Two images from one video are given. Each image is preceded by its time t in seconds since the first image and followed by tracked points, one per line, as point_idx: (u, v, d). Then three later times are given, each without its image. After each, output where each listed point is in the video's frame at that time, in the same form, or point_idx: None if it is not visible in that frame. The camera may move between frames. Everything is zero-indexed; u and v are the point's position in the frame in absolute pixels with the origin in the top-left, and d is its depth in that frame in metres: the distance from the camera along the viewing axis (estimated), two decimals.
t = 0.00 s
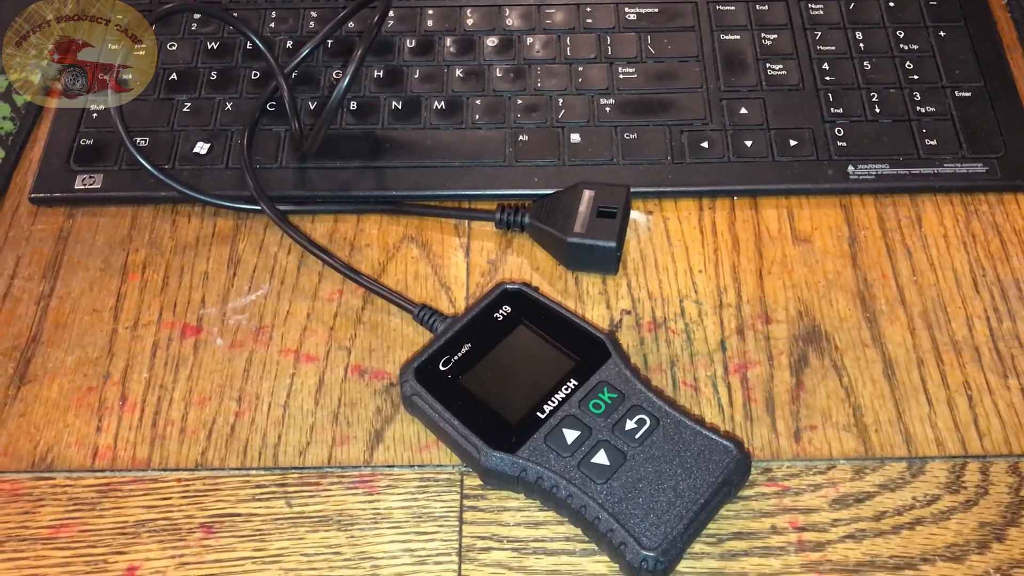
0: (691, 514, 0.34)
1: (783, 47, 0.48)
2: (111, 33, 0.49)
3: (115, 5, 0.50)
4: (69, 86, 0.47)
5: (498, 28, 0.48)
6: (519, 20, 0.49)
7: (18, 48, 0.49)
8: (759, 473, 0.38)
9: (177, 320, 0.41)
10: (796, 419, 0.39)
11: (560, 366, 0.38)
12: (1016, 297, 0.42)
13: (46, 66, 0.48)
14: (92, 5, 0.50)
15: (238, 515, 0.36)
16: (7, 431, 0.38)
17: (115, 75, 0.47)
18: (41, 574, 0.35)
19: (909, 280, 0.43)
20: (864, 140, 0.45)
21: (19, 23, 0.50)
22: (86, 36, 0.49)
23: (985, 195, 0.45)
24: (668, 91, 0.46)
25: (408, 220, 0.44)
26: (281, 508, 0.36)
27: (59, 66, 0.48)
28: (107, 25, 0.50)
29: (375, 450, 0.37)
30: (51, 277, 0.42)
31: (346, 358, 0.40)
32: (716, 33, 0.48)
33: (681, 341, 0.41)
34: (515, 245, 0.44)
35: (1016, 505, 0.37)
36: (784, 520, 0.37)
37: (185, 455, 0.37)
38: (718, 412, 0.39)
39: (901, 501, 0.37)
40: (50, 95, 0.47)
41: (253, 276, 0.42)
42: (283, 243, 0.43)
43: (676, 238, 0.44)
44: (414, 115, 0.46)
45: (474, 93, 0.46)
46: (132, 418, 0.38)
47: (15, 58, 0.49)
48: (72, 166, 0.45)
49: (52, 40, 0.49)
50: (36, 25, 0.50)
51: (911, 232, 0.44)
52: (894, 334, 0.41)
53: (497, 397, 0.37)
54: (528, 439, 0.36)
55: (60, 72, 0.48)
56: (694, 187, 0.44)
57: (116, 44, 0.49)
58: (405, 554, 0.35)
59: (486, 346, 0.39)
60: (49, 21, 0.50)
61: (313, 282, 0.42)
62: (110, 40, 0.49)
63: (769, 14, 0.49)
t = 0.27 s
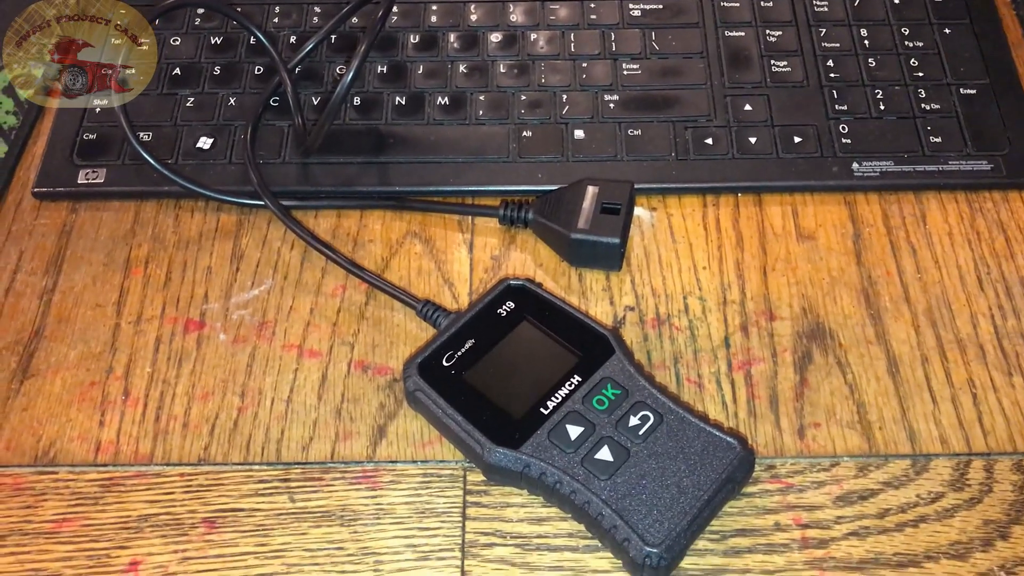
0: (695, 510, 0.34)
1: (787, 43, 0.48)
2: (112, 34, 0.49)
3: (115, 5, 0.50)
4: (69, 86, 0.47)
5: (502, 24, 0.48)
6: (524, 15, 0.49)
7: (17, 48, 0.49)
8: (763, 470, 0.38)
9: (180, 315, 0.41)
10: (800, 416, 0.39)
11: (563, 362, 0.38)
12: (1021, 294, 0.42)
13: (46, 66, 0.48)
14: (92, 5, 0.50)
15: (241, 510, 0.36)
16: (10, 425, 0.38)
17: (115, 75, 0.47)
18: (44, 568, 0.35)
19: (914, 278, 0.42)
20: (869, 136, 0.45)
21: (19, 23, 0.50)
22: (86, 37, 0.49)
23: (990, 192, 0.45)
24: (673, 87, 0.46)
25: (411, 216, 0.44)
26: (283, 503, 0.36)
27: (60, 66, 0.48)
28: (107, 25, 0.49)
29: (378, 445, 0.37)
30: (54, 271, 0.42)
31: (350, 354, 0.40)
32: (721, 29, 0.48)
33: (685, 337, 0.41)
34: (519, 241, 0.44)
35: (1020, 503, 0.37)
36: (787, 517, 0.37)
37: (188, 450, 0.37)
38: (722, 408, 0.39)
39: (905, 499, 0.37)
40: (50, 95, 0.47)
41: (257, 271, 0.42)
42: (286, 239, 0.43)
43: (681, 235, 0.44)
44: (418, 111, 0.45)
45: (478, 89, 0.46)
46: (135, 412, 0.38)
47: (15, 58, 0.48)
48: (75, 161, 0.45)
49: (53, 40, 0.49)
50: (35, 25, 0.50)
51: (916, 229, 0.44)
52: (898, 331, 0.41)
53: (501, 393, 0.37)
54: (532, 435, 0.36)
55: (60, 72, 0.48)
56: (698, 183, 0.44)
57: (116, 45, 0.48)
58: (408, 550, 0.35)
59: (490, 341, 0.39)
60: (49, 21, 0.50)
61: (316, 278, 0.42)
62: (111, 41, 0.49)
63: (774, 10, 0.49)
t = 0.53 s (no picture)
0: (699, 514, 0.33)
1: (792, 41, 0.47)
2: (111, 34, 0.48)
3: (115, 4, 0.49)
4: (69, 86, 0.47)
5: (504, 21, 0.48)
6: (526, 12, 0.48)
7: (17, 48, 0.48)
8: (767, 473, 0.37)
9: (179, 315, 0.41)
10: (804, 419, 0.38)
11: (565, 363, 0.38)
12: None
13: (45, 67, 0.48)
14: (92, 4, 0.49)
15: (239, 512, 0.35)
16: (6, 425, 0.38)
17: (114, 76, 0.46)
18: (40, 571, 0.34)
19: (920, 278, 0.42)
20: (874, 136, 0.44)
21: (18, 23, 0.49)
22: (86, 36, 0.48)
23: (996, 192, 0.44)
24: (676, 85, 0.46)
25: (412, 215, 0.44)
26: (282, 506, 0.36)
27: (59, 66, 0.47)
28: (107, 25, 0.49)
29: (378, 447, 0.37)
30: (51, 270, 0.42)
31: (349, 354, 0.39)
32: (725, 27, 0.48)
33: (688, 338, 0.41)
34: (520, 241, 0.43)
35: None
36: (792, 521, 0.36)
37: (186, 452, 0.37)
38: (725, 410, 0.39)
39: (911, 502, 0.36)
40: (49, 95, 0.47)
41: (256, 270, 0.42)
42: (286, 238, 0.43)
43: (684, 234, 0.43)
44: (419, 109, 0.45)
45: (479, 86, 0.46)
46: (133, 413, 0.38)
47: (15, 57, 0.48)
48: (73, 159, 0.44)
49: (52, 40, 0.48)
50: (35, 25, 0.49)
51: (922, 229, 0.43)
52: (904, 333, 0.41)
53: (502, 395, 0.37)
54: (533, 437, 0.35)
55: (60, 72, 0.47)
56: (702, 182, 0.44)
57: (116, 45, 0.48)
58: (408, 553, 0.34)
59: (491, 342, 0.38)
60: (49, 21, 0.49)
61: (316, 277, 0.42)
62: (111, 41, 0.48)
63: (778, 7, 0.48)
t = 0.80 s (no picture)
0: (702, 515, 0.34)
1: (795, 43, 0.47)
2: (112, 34, 0.48)
3: (115, 5, 0.49)
4: (69, 86, 0.47)
5: (507, 22, 0.48)
6: (529, 13, 0.48)
7: (18, 48, 0.48)
8: (770, 474, 0.37)
9: (183, 316, 0.41)
10: (807, 420, 0.38)
11: (569, 364, 0.38)
12: None
13: (46, 67, 0.48)
14: (92, 4, 0.49)
15: (244, 513, 0.36)
16: (11, 427, 0.38)
17: (114, 76, 0.46)
18: (45, 571, 0.34)
19: (923, 279, 0.42)
20: (877, 137, 0.44)
21: (19, 23, 0.49)
22: (86, 37, 0.49)
23: (999, 193, 0.44)
24: (679, 87, 0.46)
25: (415, 216, 0.44)
26: (287, 507, 0.36)
27: (59, 66, 0.48)
28: (107, 25, 0.49)
29: (382, 448, 0.37)
30: (55, 271, 0.42)
31: (353, 355, 0.39)
32: (728, 28, 0.48)
33: (691, 339, 0.41)
34: (524, 242, 0.43)
35: None
36: (795, 522, 0.36)
37: (191, 453, 0.37)
38: (729, 412, 0.39)
39: (913, 503, 0.36)
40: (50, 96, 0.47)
41: (260, 272, 0.42)
42: (289, 239, 0.43)
43: (687, 236, 0.44)
44: (422, 110, 0.45)
45: (482, 88, 0.46)
46: (137, 414, 0.38)
47: (15, 58, 0.48)
48: (77, 160, 0.44)
49: (53, 40, 0.49)
50: (36, 25, 0.49)
51: (925, 230, 0.43)
52: (906, 334, 0.41)
53: (505, 396, 0.37)
54: (537, 438, 0.36)
55: (61, 72, 0.47)
56: (705, 183, 0.44)
57: (116, 44, 0.48)
58: (412, 554, 0.35)
59: (495, 344, 0.38)
60: (49, 21, 0.49)
61: (320, 278, 0.42)
62: (110, 41, 0.48)
63: (781, 8, 0.49)
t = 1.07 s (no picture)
0: (700, 514, 0.34)
1: (793, 41, 0.47)
2: (111, 34, 0.48)
3: (115, 4, 0.49)
4: (69, 86, 0.47)
5: (505, 21, 0.48)
6: (527, 12, 0.48)
7: (17, 48, 0.48)
8: (767, 473, 0.37)
9: (181, 314, 0.41)
10: (805, 418, 0.38)
11: (567, 363, 0.38)
12: None
13: (46, 66, 0.48)
14: (92, 4, 0.49)
15: (242, 511, 0.36)
16: (9, 425, 0.38)
17: (114, 76, 0.46)
18: (43, 570, 0.35)
19: (920, 278, 0.42)
20: (875, 135, 0.45)
21: (18, 23, 0.49)
22: (86, 36, 0.48)
23: (997, 192, 0.44)
24: (677, 85, 0.46)
25: (413, 215, 0.44)
26: (284, 505, 0.36)
27: (59, 66, 0.47)
28: (107, 25, 0.49)
29: (380, 447, 0.37)
30: (53, 270, 0.42)
31: (351, 354, 0.39)
32: (726, 27, 0.48)
33: (689, 338, 0.41)
34: (522, 240, 0.43)
35: None
36: (792, 520, 0.36)
37: (189, 452, 0.37)
38: (726, 410, 0.39)
39: (911, 502, 0.37)
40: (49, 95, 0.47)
41: (258, 270, 0.42)
42: (287, 237, 0.43)
43: (685, 234, 0.44)
44: (420, 109, 0.45)
45: (481, 86, 0.46)
46: (135, 413, 0.38)
47: (15, 58, 0.48)
48: (75, 158, 0.44)
49: (53, 40, 0.48)
50: (36, 25, 0.49)
51: (922, 229, 0.43)
52: (904, 333, 0.41)
53: (503, 394, 0.37)
54: (535, 437, 0.36)
55: (60, 72, 0.47)
56: (703, 182, 0.44)
57: (116, 44, 0.48)
58: (410, 553, 0.35)
59: (493, 342, 0.38)
60: (48, 21, 0.49)
61: (318, 277, 0.42)
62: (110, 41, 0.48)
63: (780, 7, 0.49)
